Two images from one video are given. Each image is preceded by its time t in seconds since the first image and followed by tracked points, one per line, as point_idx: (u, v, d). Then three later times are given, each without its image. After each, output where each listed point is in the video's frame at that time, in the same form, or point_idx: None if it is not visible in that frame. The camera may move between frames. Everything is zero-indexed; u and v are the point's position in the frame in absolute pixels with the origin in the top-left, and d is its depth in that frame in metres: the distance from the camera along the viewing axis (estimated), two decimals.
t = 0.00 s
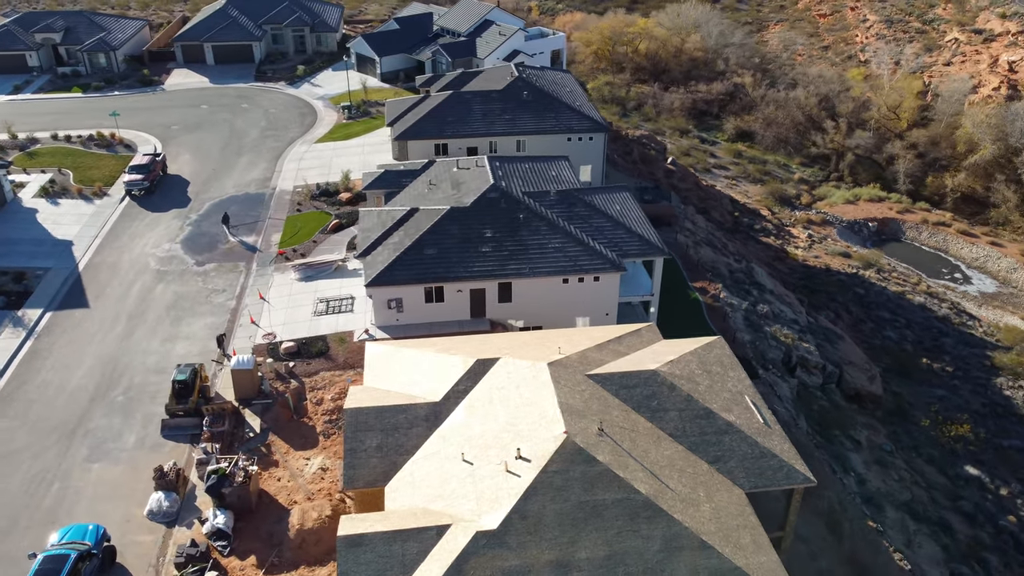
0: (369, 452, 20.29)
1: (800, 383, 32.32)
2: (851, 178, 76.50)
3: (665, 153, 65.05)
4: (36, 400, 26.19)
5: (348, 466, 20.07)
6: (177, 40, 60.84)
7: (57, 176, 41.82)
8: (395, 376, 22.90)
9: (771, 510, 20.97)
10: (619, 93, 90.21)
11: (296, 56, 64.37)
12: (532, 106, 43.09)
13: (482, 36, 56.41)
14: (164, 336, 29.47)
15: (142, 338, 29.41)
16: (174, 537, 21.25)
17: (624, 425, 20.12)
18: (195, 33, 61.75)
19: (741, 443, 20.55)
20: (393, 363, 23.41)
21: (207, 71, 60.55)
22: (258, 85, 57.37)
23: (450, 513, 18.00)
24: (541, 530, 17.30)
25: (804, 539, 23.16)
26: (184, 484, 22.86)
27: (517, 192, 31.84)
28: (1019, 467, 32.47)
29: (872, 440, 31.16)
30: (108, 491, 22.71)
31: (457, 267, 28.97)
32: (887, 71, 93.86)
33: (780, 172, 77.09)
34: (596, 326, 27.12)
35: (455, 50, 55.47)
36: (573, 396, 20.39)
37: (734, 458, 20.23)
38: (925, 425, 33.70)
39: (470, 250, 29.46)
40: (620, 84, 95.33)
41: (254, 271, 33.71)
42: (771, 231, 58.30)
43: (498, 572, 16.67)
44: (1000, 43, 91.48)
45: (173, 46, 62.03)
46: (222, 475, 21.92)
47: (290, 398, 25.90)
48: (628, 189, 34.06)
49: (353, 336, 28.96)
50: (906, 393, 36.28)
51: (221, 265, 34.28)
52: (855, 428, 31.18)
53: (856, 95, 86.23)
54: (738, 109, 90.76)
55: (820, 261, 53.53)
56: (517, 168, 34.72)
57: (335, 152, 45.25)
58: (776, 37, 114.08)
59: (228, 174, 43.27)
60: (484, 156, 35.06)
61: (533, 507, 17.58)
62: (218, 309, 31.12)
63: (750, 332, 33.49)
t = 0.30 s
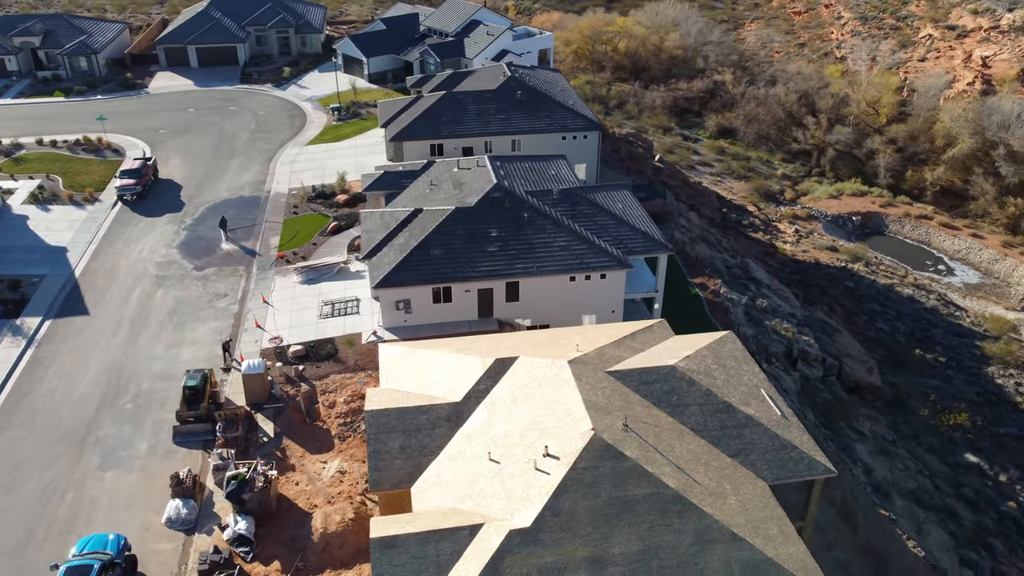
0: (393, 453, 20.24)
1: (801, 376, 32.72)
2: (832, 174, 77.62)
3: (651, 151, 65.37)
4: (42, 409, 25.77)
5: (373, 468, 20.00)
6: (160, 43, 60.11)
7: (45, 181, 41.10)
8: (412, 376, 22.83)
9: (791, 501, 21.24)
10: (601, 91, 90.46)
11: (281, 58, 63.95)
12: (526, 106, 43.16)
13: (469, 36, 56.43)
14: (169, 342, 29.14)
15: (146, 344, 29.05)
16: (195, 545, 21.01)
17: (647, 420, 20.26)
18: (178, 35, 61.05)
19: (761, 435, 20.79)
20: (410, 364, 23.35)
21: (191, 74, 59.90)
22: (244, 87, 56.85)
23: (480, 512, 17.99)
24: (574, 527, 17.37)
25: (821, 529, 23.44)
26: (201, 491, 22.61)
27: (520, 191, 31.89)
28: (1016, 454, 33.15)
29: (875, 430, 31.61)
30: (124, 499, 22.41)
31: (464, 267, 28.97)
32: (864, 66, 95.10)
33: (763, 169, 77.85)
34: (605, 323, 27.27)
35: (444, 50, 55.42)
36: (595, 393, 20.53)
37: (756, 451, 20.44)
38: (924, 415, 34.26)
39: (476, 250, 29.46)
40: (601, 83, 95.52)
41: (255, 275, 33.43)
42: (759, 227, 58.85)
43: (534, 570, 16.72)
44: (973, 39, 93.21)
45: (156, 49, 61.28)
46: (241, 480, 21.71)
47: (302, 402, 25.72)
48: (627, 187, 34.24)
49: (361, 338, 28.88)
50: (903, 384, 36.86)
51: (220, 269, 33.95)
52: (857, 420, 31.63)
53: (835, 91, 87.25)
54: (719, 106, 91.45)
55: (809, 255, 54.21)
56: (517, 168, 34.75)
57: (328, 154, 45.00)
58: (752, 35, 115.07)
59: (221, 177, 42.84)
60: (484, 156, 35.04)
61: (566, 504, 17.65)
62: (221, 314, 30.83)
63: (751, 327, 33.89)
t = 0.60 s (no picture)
0: (418, 454, 20.21)
1: (803, 369, 33.13)
2: (814, 169, 78.60)
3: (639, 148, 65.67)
4: (49, 418, 25.37)
5: (398, 469, 19.93)
6: (142, 46, 59.31)
7: (34, 187, 40.41)
8: (430, 376, 22.80)
9: (810, 492, 21.54)
10: (583, 89, 90.65)
11: (266, 59, 63.46)
12: (520, 105, 43.22)
13: (457, 36, 56.39)
14: (174, 348, 28.82)
15: (151, 350, 28.70)
16: (216, 551, 20.80)
17: (669, 415, 20.43)
18: (161, 37, 60.26)
19: (781, 427, 21.04)
20: (427, 365, 23.31)
21: (175, 77, 59.19)
22: (230, 89, 56.28)
23: (512, 510, 18.00)
24: (607, 522, 17.47)
25: (835, 519, 23.77)
26: (218, 497, 22.40)
27: (523, 190, 31.92)
28: (1012, 441, 33.82)
29: (877, 421, 32.09)
30: (141, 507, 22.14)
31: (471, 267, 28.98)
32: (841, 62, 96.23)
33: (746, 165, 78.54)
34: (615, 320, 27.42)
35: (432, 50, 55.30)
36: (617, 389, 20.68)
37: (776, 443, 20.69)
38: (922, 405, 34.86)
39: (483, 249, 29.46)
40: (582, 82, 95.63)
41: (257, 278, 33.16)
42: (747, 222, 59.38)
43: (569, 566, 16.77)
44: (947, 35, 94.77)
45: (137, 52, 60.46)
46: (262, 485, 21.55)
47: (315, 404, 25.58)
48: (627, 184, 34.41)
49: (370, 340, 28.79)
50: (899, 375, 37.46)
51: (221, 273, 33.62)
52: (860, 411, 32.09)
53: (815, 87, 88.13)
54: (700, 103, 92.05)
55: (798, 250, 54.88)
56: (517, 167, 34.78)
57: (321, 156, 44.75)
58: (729, 32, 115.92)
59: (214, 180, 42.39)
60: (484, 156, 35.06)
61: (598, 499, 17.74)
62: (225, 318, 30.54)
63: (752, 322, 34.26)
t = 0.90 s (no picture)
0: (443, 454, 20.17)
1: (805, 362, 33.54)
2: (797, 164, 79.49)
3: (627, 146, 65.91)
4: (58, 426, 25.01)
5: (424, 469, 19.88)
6: (126, 48, 58.53)
7: (25, 192, 39.75)
8: (449, 376, 22.78)
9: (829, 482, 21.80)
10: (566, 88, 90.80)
11: (251, 61, 63.00)
12: (515, 104, 43.25)
13: (446, 36, 56.32)
14: (180, 353, 28.52)
15: (157, 355, 28.39)
16: (239, 556, 20.62)
17: (692, 409, 20.62)
18: (144, 39, 59.51)
19: (800, 420, 21.29)
20: (445, 365, 23.28)
21: (160, 79, 58.50)
22: (217, 91, 55.77)
23: (543, 507, 18.05)
24: (639, 517, 17.57)
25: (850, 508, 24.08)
26: (237, 502, 22.22)
27: (526, 188, 31.95)
28: (1009, 428, 34.45)
29: (879, 412, 32.54)
30: (159, 514, 21.90)
31: (479, 266, 28.97)
32: (821, 58, 97.29)
33: (731, 161, 79.18)
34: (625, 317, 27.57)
35: (421, 50, 55.17)
36: (639, 385, 20.85)
37: (797, 435, 20.93)
38: (920, 395, 35.41)
39: (491, 248, 29.47)
40: (564, 80, 95.72)
41: (260, 281, 32.89)
42: (736, 217, 59.85)
43: (605, 562, 16.84)
44: (922, 31, 96.26)
45: (121, 54, 59.64)
46: (284, 489, 21.40)
47: (329, 407, 25.45)
48: (628, 181, 34.57)
49: (380, 341, 28.71)
50: (896, 366, 38.04)
51: (223, 276, 33.32)
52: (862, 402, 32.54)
53: (796, 83, 88.97)
54: (682, 101, 92.61)
55: (788, 244, 55.53)
56: (518, 165, 34.81)
57: (315, 157, 44.48)
58: (708, 30, 116.58)
59: (208, 183, 41.97)
60: (485, 155, 35.05)
61: (629, 494, 17.85)
62: (230, 322, 30.25)
63: (753, 316, 34.62)
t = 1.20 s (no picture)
0: (468, 454, 20.13)
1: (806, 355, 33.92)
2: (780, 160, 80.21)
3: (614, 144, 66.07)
4: (68, 436, 24.63)
5: (450, 469, 19.84)
6: (109, 51, 57.67)
7: (14, 199, 39.02)
8: (467, 376, 22.77)
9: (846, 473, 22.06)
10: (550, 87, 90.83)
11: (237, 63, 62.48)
12: (510, 103, 43.26)
13: (434, 36, 56.22)
14: (187, 358, 28.20)
15: (164, 361, 28.06)
16: (263, 562, 20.40)
17: (713, 404, 20.80)
18: (128, 42, 58.70)
19: (819, 412, 21.53)
20: (462, 365, 23.27)
21: (145, 82, 57.74)
22: (205, 94, 55.20)
23: (574, 505, 18.09)
24: (671, 511, 17.68)
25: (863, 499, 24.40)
26: (257, 508, 22.02)
27: (530, 187, 31.97)
28: (1005, 416, 35.06)
29: (881, 403, 32.99)
30: (178, 521, 21.65)
31: (487, 266, 28.95)
32: (800, 55, 98.28)
33: (715, 158, 79.72)
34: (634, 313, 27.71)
35: (410, 50, 54.99)
36: (661, 381, 21.00)
37: (816, 427, 21.17)
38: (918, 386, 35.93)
39: (498, 248, 29.46)
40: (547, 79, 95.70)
41: (262, 285, 32.60)
42: (725, 213, 60.27)
43: (641, 557, 16.92)
44: (898, 27, 97.66)
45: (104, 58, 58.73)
46: (306, 493, 21.26)
47: (343, 410, 25.31)
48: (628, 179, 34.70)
49: (389, 343, 28.61)
50: (892, 358, 38.57)
51: (225, 280, 33.00)
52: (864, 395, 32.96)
53: (776, 80, 89.78)
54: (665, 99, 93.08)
55: (777, 239, 56.12)
56: (519, 165, 34.81)
57: (309, 159, 44.19)
58: (687, 28, 117.22)
59: (202, 187, 41.52)
60: (486, 154, 35.04)
61: (659, 490, 17.96)
62: (235, 327, 29.96)
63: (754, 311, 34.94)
